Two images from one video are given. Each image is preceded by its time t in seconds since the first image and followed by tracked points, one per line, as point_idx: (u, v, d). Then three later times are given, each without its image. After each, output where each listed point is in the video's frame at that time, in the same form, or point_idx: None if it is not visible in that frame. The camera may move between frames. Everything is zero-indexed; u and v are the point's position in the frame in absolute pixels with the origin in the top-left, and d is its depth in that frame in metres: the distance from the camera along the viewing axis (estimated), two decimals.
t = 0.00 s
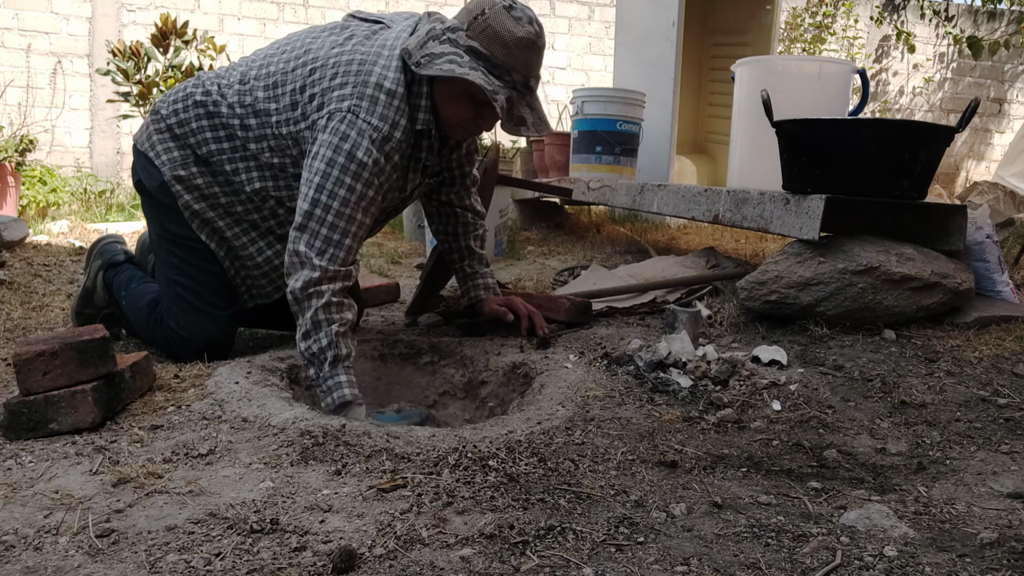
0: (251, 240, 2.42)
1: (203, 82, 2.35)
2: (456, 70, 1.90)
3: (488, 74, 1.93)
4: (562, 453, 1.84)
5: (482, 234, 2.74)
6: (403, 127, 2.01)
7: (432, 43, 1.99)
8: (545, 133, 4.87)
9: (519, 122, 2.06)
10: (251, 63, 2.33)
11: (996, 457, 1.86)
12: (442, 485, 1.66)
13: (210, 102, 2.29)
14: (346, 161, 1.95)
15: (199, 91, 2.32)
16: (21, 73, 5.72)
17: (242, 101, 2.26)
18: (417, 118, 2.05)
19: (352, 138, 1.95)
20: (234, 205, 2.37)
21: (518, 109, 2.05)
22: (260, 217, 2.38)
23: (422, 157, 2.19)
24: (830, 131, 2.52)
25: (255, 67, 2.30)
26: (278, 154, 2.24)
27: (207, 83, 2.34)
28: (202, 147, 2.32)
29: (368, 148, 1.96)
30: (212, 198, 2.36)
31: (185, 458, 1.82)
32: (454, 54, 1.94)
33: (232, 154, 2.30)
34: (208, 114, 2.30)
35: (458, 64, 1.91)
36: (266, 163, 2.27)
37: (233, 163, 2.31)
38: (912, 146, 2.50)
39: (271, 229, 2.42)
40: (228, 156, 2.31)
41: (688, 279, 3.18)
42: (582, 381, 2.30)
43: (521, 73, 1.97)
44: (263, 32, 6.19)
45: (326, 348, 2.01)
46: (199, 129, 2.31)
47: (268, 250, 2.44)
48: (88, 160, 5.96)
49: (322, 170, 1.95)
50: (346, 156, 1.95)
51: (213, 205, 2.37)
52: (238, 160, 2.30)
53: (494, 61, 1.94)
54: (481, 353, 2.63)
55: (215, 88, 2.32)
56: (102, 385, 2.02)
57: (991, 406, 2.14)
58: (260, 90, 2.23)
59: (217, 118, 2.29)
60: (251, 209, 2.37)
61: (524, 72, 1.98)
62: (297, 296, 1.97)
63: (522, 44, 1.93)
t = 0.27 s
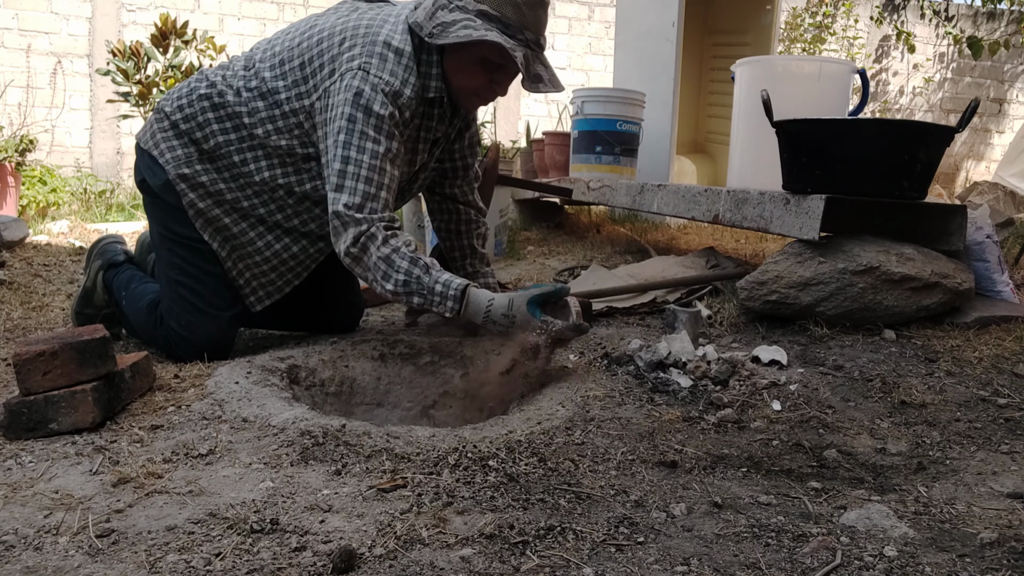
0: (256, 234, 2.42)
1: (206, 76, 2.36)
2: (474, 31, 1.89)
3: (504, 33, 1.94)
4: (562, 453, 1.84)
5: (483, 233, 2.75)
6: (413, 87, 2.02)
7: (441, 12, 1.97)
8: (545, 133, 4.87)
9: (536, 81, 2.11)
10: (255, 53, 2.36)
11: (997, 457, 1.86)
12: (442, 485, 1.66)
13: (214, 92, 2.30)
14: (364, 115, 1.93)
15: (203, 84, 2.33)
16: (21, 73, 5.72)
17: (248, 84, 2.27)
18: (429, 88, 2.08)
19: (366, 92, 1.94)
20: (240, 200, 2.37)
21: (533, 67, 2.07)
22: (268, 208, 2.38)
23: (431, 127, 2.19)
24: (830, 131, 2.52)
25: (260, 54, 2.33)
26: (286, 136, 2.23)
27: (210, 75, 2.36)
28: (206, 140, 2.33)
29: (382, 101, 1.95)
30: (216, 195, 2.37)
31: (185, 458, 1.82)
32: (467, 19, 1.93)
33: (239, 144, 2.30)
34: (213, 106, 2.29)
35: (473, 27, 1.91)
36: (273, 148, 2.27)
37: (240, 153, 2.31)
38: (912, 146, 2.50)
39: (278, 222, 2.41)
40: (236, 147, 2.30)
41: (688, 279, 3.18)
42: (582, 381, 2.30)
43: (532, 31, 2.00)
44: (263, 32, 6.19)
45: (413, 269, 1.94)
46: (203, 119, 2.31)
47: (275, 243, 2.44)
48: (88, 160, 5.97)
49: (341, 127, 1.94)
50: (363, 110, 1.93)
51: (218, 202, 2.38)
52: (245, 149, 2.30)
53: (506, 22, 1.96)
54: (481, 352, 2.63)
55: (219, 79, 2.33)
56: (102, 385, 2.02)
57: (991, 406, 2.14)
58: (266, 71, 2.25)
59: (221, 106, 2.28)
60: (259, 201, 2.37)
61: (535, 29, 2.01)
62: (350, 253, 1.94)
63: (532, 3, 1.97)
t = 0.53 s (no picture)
0: (257, 235, 2.42)
1: (206, 79, 2.36)
2: (468, 29, 1.90)
3: (497, 29, 1.94)
4: (562, 453, 1.84)
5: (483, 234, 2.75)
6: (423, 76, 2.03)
7: (434, 10, 1.99)
8: (545, 133, 4.87)
9: (532, 75, 2.15)
10: (254, 55, 2.35)
11: (997, 457, 1.86)
12: (442, 485, 1.66)
13: (214, 94, 2.30)
14: (395, 99, 1.93)
15: (203, 87, 2.33)
16: (21, 73, 5.71)
17: (249, 83, 2.27)
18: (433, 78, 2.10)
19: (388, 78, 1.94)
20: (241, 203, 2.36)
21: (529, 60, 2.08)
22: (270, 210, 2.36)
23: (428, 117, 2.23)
24: (830, 131, 2.52)
25: (259, 55, 2.32)
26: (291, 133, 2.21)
27: (210, 79, 2.35)
28: (208, 141, 2.32)
29: (407, 86, 1.95)
30: (215, 198, 2.37)
31: (185, 458, 1.82)
32: (460, 16, 1.94)
33: (240, 144, 2.28)
34: (216, 105, 2.28)
35: (467, 24, 1.91)
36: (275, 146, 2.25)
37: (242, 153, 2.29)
38: (912, 146, 2.50)
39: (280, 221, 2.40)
40: (238, 147, 2.28)
41: (688, 280, 3.18)
42: (582, 381, 2.30)
43: (528, 26, 1.99)
44: (263, 32, 6.19)
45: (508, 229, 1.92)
46: (207, 119, 2.30)
47: (275, 244, 2.44)
48: (88, 160, 5.96)
49: (373, 111, 1.94)
50: (393, 93, 1.93)
51: (218, 205, 2.38)
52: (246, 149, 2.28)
53: (499, 16, 1.95)
54: (481, 352, 2.64)
55: (219, 82, 2.32)
56: (102, 385, 2.02)
57: (991, 406, 2.14)
58: (267, 71, 2.24)
59: (224, 105, 2.27)
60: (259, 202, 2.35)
61: (530, 24, 2.00)
62: (437, 219, 1.88)
63: None
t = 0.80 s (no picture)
0: (255, 239, 2.42)
1: (211, 77, 2.36)
2: (457, 51, 1.89)
3: (490, 60, 1.93)
4: (562, 453, 1.84)
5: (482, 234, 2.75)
6: (405, 101, 2.03)
7: (436, 24, 2.00)
8: (545, 133, 4.87)
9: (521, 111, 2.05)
10: (260, 54, 2.36)
11: (996, 457, 1.86)
12: (442, 485, 1.66)
13: (217, 95, 2.30)
14: (340, 129, 1.98)
15: (207, 85, 2.32)
16: (21, 73, 5.71)
17: (250, 84, 2.28)
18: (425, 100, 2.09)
19: (348, 108, 1.98)
20: (240, 204, 2.37)
21: (518, 99, 2.03)
22: (265, 215, 2.38)
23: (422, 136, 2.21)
24: (830, 131, 2.52)
25: (265, 54, 2.33)
26: (284, 141, 2.23)
27: (214, 77, 2.35)
28: (209, 140, 2.33)
29: (364, 117, 1.98)
30: (217, 198, 2.36)
31: (185, 458, 1.82)
32: (456, 36, 1.94)
33: (239, 147, 2.30)
34: (217, 108, 2.28)
35: (458, 45, 1.91)
36: (270, 153, 2.27)
37: (239, 156, 2.31)
38: (912, 146, 2.50)
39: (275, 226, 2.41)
40: (235, 149, 2.31)
41: (688, 279, 3.18)
42: (582, 381, 2.30)
43: (523, 60, 1.96)
44: (263, 32, 6.19)
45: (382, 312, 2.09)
46: (207, 120, 2.30)
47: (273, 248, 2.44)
48: (88, 160, 5.96)
49: (317, 137, 1.99)
50: (341, 124, 1.97)
51: (218, 205, 2.37)
52: (244, 153, 2.30)
53: (497, 47, 1.94)
54: (481, 352, 2.64)
55: (223, 82, 2.32)
56: (102, 385, 2.02)
57: (991, 406, 2.14)
58: (268, 74, 2.25)
59: (225, 110, 2.28)
60: (255, 205, 2.37)
61: (526, 59, 1.97)
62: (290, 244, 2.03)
63: (527, 30, 1.93)
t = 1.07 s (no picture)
0: (251, 247, 2.44)
1: (207, 91, 2.33)
2: (432, 120, 1.89)
3: (467, 125, 1.92)
4: (562, 453, 1.84)
5: (481, 234, 2.74)
6: (411, 165, 2.03)
7: (418, 80, 1.97)
8: (545, 133, 4.87)
9: (498, 171, 2.20)
10: (251, 77, 2.30)
11: (996, 457, 1.86)
12: (442, 485, 1.66)
13: (213, 114, 2.28)
14: (365, 211, 1.99)
15: (203, 100, 2.30)
16: (21, 73, 5.72)
17: (245, 122, 2.24)
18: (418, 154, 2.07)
19: (365, 186, 1.98)
20: (234, 210, 2.37)
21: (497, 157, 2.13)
22: (260, 224, 2.39)
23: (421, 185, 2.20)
24: (830, 131, 2.52)
25: (255, 83, 2.26)
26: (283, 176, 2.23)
27: (210, 92, 2.32)
28: (204, 154, 2.33)
29: (381, 195, 1.99)
30: (212, 201, 2.37)
31: (185, 458, 1.82)
32: (435, 99, 1.92)
33: (234, 165, 2.30)
34: (212, 127, 2.28)
35: (435, 113, 1.90)
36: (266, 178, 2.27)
37: (234, 175, 2.31)
38: (912, 146, 2.50)
39: (269, 235, 2.43)
40: (230, 166, 2.31)
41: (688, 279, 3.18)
42: (582, 381, 2.30)
43: (503, 124, 1.96)
44: (263, 32, 6.19)
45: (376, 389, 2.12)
46: (202, 140, 2.31)
47: (266, 255, 2.46)
48: (88, 160, 5.96)
49: (341, 222, 2.00)
50: (363, 206, 1.98)
51: (213, 208, 2.37)
52: (240, 173, 2.30)
53: (475, 112, 1.92)
54: (481, 353, 2.64)
55: (219, 100, 2.29)
56: (102, 385, 2.02)
57: (991, 406, 2.14)
58: (262, 113, 2.21)
59: (221, 131, 2.27)
60: (251, 217, 2.38)
61: (506, 123, 1.96)
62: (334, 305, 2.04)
63: (507, 98, 1.90)
